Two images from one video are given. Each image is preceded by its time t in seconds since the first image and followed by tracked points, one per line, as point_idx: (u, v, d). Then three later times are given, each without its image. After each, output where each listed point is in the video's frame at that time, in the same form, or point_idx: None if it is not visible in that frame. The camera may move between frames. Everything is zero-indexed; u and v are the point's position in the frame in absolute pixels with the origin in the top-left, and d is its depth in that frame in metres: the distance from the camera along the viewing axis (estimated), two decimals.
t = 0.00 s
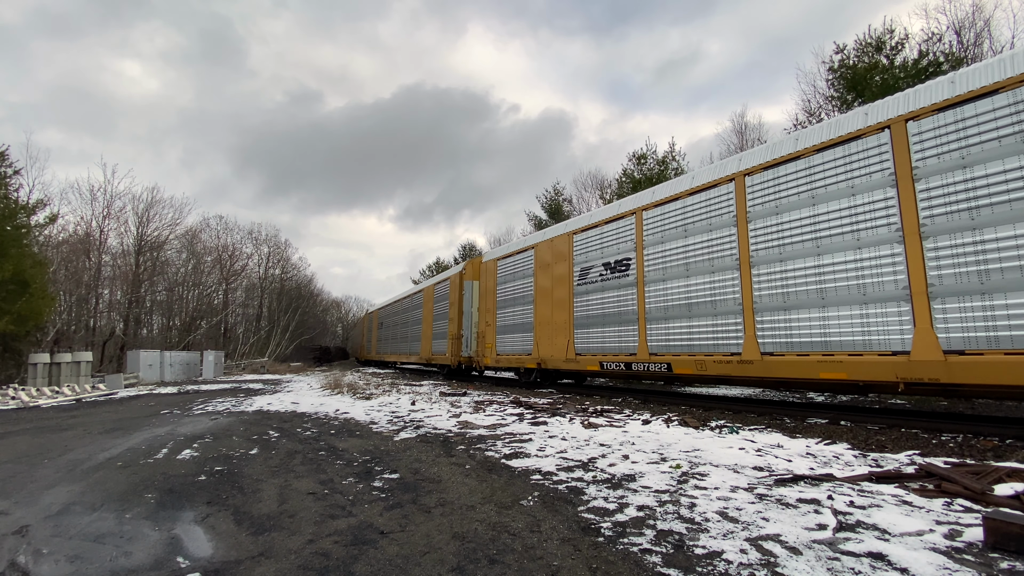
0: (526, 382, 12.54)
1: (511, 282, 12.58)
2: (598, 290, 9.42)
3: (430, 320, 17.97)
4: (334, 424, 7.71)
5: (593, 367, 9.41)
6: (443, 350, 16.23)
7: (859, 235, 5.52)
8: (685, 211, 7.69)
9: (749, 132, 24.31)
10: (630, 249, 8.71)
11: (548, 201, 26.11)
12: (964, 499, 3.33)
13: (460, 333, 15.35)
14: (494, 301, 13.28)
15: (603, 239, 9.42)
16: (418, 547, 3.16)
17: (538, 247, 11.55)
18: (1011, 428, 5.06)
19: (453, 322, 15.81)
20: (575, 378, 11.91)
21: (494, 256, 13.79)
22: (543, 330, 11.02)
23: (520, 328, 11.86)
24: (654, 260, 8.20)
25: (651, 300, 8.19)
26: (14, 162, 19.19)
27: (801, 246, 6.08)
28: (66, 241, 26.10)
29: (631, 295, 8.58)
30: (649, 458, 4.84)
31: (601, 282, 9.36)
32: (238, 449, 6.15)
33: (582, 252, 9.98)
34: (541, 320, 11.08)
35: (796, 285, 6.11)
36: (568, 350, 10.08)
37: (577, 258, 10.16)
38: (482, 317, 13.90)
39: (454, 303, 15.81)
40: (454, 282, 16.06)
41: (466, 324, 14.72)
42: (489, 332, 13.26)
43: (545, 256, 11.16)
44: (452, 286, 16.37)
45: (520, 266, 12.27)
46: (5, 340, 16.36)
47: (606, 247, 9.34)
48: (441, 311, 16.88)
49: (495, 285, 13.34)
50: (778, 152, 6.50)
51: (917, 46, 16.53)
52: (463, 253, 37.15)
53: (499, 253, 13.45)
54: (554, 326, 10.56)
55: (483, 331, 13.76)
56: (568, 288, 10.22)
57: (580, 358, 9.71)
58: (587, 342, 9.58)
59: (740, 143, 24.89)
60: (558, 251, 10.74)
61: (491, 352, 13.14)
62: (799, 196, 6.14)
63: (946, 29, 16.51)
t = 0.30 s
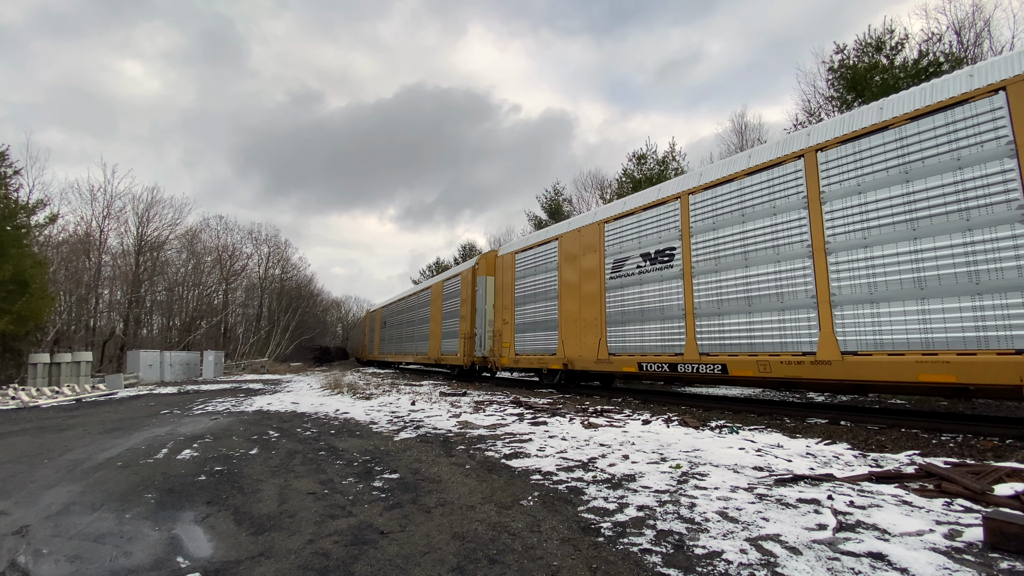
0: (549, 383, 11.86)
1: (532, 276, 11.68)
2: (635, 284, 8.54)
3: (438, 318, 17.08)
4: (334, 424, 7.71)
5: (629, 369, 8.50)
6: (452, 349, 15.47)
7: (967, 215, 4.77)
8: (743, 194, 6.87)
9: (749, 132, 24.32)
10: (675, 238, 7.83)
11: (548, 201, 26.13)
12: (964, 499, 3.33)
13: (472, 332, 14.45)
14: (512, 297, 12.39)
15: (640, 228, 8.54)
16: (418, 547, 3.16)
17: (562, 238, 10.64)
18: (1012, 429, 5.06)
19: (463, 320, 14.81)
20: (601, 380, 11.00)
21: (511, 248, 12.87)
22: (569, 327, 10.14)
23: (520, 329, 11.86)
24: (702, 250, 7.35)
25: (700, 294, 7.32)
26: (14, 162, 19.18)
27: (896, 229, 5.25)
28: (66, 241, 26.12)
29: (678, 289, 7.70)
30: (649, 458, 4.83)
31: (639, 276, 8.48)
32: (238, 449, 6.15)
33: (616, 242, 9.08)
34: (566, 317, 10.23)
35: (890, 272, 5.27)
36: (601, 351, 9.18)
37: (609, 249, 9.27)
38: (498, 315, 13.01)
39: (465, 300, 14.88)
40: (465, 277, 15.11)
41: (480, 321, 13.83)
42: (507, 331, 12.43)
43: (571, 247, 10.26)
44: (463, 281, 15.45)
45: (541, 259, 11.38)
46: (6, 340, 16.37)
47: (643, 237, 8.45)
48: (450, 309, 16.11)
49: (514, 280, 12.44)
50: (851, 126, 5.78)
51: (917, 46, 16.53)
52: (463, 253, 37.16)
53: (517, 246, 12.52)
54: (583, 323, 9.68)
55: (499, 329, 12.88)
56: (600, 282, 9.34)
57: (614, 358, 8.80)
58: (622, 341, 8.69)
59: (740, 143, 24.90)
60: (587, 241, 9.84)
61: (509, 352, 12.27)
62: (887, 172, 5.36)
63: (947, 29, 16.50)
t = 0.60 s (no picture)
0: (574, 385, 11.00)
1: (556, 270, 10.82)
2: (681, 276, 7.71)
3: (449, 316, 16.26)
4: (334, 424, 7.71)
5: (675, 371, 7.68)
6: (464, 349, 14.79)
7: (980, 211, 4.64)
8: (815, 172, 6.05)
9: (750, 132, 24.32)
10: (731, 223, 6.98)
11: (548, 201, 26.14)
12: (963, 499, 3.34)
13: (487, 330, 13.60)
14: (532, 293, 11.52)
15: (686, 214, 7.68)
16: (418, 547, 3.15)
17: (591, 227, 9.74)
18: (1012, 429, 5.06)
19: (478, 319, 14.00)
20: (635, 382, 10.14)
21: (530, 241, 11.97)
22: (601, 325, 9.33)
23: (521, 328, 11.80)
24: (764, 237, 6.53)
25: (763, 287, 6.51)
26: (14, 162, 19.15)
27: (1018, 207, 4.42)
28: (66, 241, 26.12)
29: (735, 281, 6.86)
30: (649, 458, 4.84)
31: (685, 267, 7.64)
32: (238, 449, 6.15)
33: (657, 230, 8.21)
34: (597, 314, 9.41)
35: (1014, 257, 4.41)
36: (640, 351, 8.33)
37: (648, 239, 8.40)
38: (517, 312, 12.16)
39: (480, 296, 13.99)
40: (478, 272, 14.21)
41: (495, 319, 13.01)
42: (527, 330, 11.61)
43: (602, 237, 9.39)
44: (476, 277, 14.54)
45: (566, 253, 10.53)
46: (6, 341, 16.36)
47: (690, 224, 7.59)
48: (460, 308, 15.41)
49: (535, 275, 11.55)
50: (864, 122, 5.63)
51: (917, 45, 16.53)
52: (463, 253, 37.19)
53: (539, 237, 11.63)
54: (618, 321, 8.83)
55: (517, 327, 12.05)
56: (637, 275, 8.49)
57: (656, 359, 7.97)
58: (666, 339, 7.88)
59: (740, 143, 24.90)
60: (621, 230, 8.97)
61: (530, 352, 11.45)
62: (944, 157, 4.90)
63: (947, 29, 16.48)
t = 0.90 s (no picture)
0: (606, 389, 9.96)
1: (584, 263, 9.92)
2: (739, 266, 6.86)
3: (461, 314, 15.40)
4: (334, 424, 7.71)
5: (731, 373, 6.87)
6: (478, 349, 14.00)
7: (922, 222, 5.10)
8: (859, 157, 5.65)
9: (749, 132, 24.33)
10: (802, 205, 6.14)
11: (548, 201, 26.14)
12: (964, 499, 3.33)
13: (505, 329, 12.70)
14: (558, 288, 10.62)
15: (743, 195, 6.85)
16: (418, 547, 3.16)
17: (626, 215, 8.87)
18: (1012, 429, 5.06)
19: (495, 317, 13.07)
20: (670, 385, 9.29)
21: (555, 232, 11.06)
22: (638, 323, 8.48)
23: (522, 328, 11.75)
24: (843, 219, 5.73)
25: (842, 278, 5.69)
26: (14, 162, 19.13)
27: (952, 219, 4.89)
28: (66, 241, 26.13)
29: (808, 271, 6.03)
30: (649, 458, 4.84)
31: (744, 256, 6.81)
32: (238, 449, 6.15)
33: (708, 216, 7.34)
34: (636, 311, 8.50)
35: (949, 265, 4.88)
36: (688, 351, 7.49)
37: (696, 226, 7.53)
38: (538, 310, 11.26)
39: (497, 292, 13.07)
40: (495, 267, 13.30)
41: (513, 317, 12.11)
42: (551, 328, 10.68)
43: (639, 226, 8.52)
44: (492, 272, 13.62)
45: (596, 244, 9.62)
46: (6, 341, 16.37)
47: (750, 208, 6.77)
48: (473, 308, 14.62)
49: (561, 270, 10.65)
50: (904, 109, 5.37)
51: (918, 45, 16.50)
52: (463, 253, 37.17)
53: (564, 228, 10.74)
54: (660, 318, 7.98)
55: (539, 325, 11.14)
56: (683, 266, 7.64)
57: (708, 360, 7.15)
58: (719, 337, 7.04)
59: (740, 143, 24.90)
60: (663, 218, 8.10)
61: (554, 352, 10.56)
62: (890, 171, 5.36)
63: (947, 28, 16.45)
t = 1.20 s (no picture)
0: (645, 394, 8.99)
1: (617, 254, 9.00)
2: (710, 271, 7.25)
3: (474, 311, 14.55)
4: (334, 424, 7.71)
5: (803, 376, 6.02)
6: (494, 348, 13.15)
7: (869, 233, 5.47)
8: (816, 171, 6.03)
9: (749, 132, 24.34)
10: (849, 193, 5.67)
11: (548, 201, 26.15)
12: (964, 499, 3.33)
13: (524, 327, 11.81)
14: (586, 281, 9.71)
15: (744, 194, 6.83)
16: (418, 547, 3.15)
17: (668, 201, 8.00)
18: (1011, 429, 5.07)
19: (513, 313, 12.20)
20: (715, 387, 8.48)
21: (583, 220, 10.12)
22: (684, 320, 7.64)
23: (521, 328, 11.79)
24: (843, 219, 5.71)
25: (948, 266, 4.86)
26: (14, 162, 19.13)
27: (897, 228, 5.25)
28: (66, 241, 26.14)
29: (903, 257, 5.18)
30: (649, 458, 4.84)
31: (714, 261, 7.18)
32: (238, 449, 6.15)
33: (772, 197, 6.48)
34: (683, 307, 7.61)
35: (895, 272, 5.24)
36: (749, 350, 6.63)
37: (756, 210, 6.68)
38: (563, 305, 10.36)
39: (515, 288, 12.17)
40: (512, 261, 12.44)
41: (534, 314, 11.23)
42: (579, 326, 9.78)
43: (684, 212, 7.66)
44: (509, 267, 12.70)
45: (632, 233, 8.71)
46: (6, 341, 16.37)
47: (826, 186, 5.91)
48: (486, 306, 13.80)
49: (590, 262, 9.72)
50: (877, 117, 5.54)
51: (918, 45, 16.49)
52: (463, 253, 37.17)
53: (594, 216, 9.82)
54: (712, 313, 7.13)
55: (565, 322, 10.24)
56: (741, 255, 6.79)
57: (774, 361, 6.31)
58: (789, 334, 6.20)
59: (740, 143, 24.91)
60: (713, 202, 7.24)
61: (583, 351, 9.65)
62: (844, 183, 5.73)
63: (947, 28, 16.45)
